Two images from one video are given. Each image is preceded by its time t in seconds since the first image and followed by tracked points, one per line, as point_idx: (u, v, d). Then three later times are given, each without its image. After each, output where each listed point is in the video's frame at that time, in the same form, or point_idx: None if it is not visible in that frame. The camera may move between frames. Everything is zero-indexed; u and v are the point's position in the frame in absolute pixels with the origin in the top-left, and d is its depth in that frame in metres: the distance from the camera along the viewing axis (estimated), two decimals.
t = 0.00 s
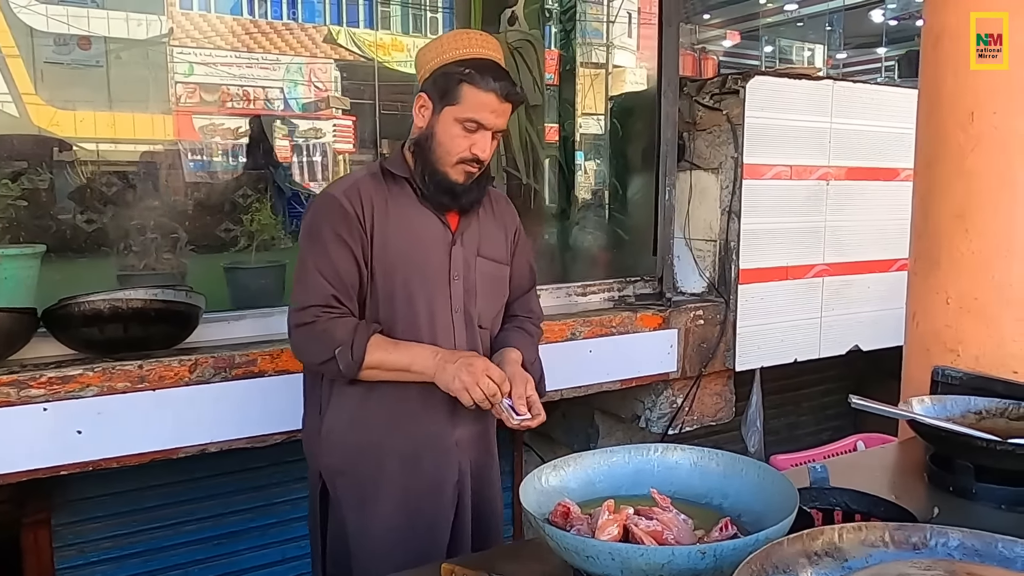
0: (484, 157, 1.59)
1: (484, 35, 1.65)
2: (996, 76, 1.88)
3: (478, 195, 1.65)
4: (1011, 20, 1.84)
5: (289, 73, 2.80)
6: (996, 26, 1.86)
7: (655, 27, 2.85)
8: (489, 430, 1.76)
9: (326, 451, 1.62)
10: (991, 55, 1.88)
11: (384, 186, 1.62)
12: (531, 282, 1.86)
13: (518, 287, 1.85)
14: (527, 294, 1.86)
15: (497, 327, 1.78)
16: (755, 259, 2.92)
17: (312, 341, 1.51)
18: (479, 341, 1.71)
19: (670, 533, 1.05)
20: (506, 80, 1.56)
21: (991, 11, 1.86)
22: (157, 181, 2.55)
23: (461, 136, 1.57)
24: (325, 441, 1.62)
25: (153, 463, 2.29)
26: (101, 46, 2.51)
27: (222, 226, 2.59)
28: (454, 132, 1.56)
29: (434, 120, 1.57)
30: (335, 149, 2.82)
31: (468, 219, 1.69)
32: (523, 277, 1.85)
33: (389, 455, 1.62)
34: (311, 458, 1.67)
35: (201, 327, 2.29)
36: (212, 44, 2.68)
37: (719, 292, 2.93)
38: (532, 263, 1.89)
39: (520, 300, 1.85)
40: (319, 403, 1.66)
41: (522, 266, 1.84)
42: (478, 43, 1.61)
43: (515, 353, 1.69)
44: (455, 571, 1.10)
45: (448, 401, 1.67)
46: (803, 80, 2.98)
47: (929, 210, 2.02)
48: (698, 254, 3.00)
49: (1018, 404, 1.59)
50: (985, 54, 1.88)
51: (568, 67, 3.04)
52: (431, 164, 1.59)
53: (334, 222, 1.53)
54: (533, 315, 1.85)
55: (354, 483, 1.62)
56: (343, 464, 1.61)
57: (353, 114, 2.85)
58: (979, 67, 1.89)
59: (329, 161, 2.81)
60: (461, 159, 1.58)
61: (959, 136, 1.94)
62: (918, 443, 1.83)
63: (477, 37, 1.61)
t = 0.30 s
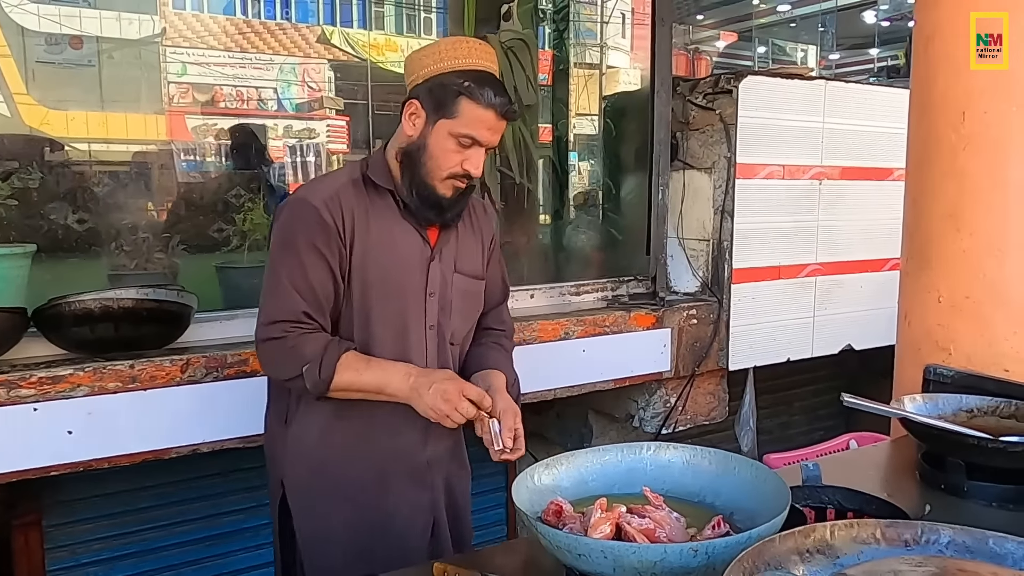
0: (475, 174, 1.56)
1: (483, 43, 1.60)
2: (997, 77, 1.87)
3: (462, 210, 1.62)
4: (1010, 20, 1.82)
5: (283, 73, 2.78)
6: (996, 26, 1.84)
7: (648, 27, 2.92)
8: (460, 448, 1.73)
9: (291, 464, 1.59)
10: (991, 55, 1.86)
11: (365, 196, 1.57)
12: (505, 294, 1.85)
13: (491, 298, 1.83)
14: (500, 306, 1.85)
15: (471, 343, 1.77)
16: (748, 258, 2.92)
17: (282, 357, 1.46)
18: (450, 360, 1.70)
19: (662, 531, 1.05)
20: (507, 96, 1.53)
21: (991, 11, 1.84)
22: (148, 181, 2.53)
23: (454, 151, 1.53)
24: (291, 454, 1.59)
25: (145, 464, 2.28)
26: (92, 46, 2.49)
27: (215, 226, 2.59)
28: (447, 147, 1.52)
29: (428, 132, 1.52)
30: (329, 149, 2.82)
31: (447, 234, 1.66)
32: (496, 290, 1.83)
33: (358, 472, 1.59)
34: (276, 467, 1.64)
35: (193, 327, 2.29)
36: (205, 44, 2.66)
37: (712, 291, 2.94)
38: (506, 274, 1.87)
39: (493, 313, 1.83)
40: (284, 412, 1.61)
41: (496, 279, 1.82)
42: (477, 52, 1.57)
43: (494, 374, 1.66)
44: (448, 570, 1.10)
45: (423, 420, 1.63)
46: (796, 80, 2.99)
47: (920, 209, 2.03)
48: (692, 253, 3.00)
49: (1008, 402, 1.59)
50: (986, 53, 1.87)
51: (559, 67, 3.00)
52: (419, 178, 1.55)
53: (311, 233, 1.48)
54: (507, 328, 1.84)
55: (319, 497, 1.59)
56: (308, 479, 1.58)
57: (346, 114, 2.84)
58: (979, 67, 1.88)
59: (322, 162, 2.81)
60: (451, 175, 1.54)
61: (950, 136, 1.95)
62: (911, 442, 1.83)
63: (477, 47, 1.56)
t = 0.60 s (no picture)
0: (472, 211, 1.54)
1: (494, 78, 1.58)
2: (996, 76, 1.87)
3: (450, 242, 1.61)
4: (1011, 19, 1.83)
5: (275, 71, 2.78)
6: (996, 26, 1.85)
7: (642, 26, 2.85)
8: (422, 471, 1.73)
9: (250, 475, 1.56)
10: (991, 55, 1.86)
11: (357, 219, 1.53)
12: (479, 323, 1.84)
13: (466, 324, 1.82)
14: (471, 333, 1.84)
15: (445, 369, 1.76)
16: (740, 256, 2.93)
17: (267, 377, 1.38)
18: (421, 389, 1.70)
19: (654, 527, 1.05)
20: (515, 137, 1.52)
21: (991, 11, 1.84)
22: (140, 179, 2.52)
23: (456, 187, 1.51)
24: (251, 463, 1.56)
25: (138, 463, 2.27)
26: (84, 43, 2.49)
27: (208, 223, 2.58)
28: (451, 183, 1.50)
29: (433, 166, 1.49)
30: (323, 148, 2.81)
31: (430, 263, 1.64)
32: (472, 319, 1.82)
33: (319, 489, 1.56)
34: (234, 474, 1.60)
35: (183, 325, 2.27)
36: (197, 42, 2.66)
37: (705, 289, 2.94)
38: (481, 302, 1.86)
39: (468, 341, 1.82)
40: (249, 421, 1.58)
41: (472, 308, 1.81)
42: (490, 90, 1.55)
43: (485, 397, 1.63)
44: (441, 568, 1.10)
45: (389, 439, 1.63)
46: (789, 79, 3.00)
47: (912, 208, 2.03)
48: (685, 251, 3.01)
49: (999, 399, 1.60)
50: (985, 53, 1.87)
51: (555, 64, 3.06)
52: (418, 210, 1.52)
53: (304, 253, 1.42)
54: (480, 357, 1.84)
55: (276, 510, 1.57)
56: (266, 491, 1.56)
57: (340, 113, 2.84)
58: (979, 66, 1.88)
59: (314, 159, 2.80)
60: (449, 211, 1.52)
61: (941, 134, 1.95)
62: (902, 438, 1.84)
63: (488, 82, 1.54)
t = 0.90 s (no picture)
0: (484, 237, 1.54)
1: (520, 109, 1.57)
2: (996, 77, 1.86)
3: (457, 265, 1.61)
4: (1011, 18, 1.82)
5: (268, 66, 2.75)
6: (996, 26, 1.83)
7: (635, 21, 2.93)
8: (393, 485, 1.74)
9: (222, 470, 1.56)
10: (990, 55, 1.85)
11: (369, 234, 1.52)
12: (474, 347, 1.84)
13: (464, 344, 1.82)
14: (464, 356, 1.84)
15: (440, 387, 1.76)
16: (733, 250, 2.94)
17: (289, 395, 1.35)
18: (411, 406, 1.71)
19: (647, 519, 1.06)
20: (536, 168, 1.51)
21: (991, 11, 1.84)
22: (131, 174, 2.50)
23: (472, 214, 1.50)
24: (223, 458, 1.57)
25: (130, 458, 2.27)
26: (75, 37, 2.45)
27: (200, 217, 2.58)
28: (467, 209, 1.49)
29: (452, 190, 1.49)
30: (315, 142, 2.80)
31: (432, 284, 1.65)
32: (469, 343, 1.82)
33: (290, 491, 1.58)
34: (203, 468, 1.61)
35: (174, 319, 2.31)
36: (189, 36, 2.63)
37: (697, 284, 2.95)
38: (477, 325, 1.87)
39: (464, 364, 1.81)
40: (229, 417, 1.58)
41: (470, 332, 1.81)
42: (515, 121, 1.54)
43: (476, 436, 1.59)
44: (434, 560, 1.10)
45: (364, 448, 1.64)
46: (782, 73, 3.00)
47: (904, 202, 2.04)
48: (678, 246, 3.02)
49: (989, 392, 1.61)
50: (985, 53, 1.86)
51: (546, 58, 3.04)
52: (431, 233, 1.52)
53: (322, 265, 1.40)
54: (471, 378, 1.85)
55: (245, 507, 1.57)
56: (237, 488, 1.56)
57: (333, 108, 2.83)
58: (979, 66, 1.87)
59: (307, 153, 2.79)
60: (461, 236, 1.52)
61: (933, 129, 1.96)
62: (893, 431, 1.85)
63: (513, 113, 1.53)
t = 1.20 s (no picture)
0: (495, 245, 1.53)
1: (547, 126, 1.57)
2: (996, 76, 1.85)
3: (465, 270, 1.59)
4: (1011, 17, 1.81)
5: (260, 58, 2.70)
6: (996, 25, 1.83)
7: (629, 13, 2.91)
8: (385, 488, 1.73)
9: (211, 451, 1.55)
10: (991, 54, 1.84)
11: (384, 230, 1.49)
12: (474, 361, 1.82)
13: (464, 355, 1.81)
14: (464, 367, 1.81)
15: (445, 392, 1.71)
16: (727, 240, 2.93)
17: (296, 383, 1.31)
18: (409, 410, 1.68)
19: (643, 504, 1.05)
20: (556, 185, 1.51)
21: (991, 11, 1.83)
22: (122, 164, 2.47)
23: (488, 220, 1.49)
24: (213, 440, 1.55)
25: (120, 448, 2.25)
26: (64, 28, 2.38)
27: (192, 207, 2.55)
28: (484, 215, 1.48)
29: (473, 194, 1.48)
30: (308, 135, 2.77)
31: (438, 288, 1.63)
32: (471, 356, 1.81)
33: (278, 480, 1.56)
34: (191, 448, 1.59)
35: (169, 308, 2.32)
36: (180, 27, 2.56)
37: (692, 273, 2.94)
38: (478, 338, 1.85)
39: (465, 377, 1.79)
40: (223, 398, 1.56)
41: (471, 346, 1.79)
42: (542, 137, 1.54)
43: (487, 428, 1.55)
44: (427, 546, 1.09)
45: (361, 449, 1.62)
46: (777, 62, 2.99)
47: (899, 187, 2.04)
48: (672, 235, 3.01)
49: (984, 378, 1.60)
50: (986, 52, 1.85)
51: (542, 46, 3.02)
52: (445, 234, 1.50)
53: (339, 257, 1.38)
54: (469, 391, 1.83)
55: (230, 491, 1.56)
56: (225, 470, 1.55)
57: (325, 100, 2.80)
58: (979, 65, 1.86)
59: (300, 146, 2.76)
60: (473, 241, 1.51)
61: (929, 114, 1.95)
62: (888, 418, 1.84)
63: (540, 129, 1.54)
